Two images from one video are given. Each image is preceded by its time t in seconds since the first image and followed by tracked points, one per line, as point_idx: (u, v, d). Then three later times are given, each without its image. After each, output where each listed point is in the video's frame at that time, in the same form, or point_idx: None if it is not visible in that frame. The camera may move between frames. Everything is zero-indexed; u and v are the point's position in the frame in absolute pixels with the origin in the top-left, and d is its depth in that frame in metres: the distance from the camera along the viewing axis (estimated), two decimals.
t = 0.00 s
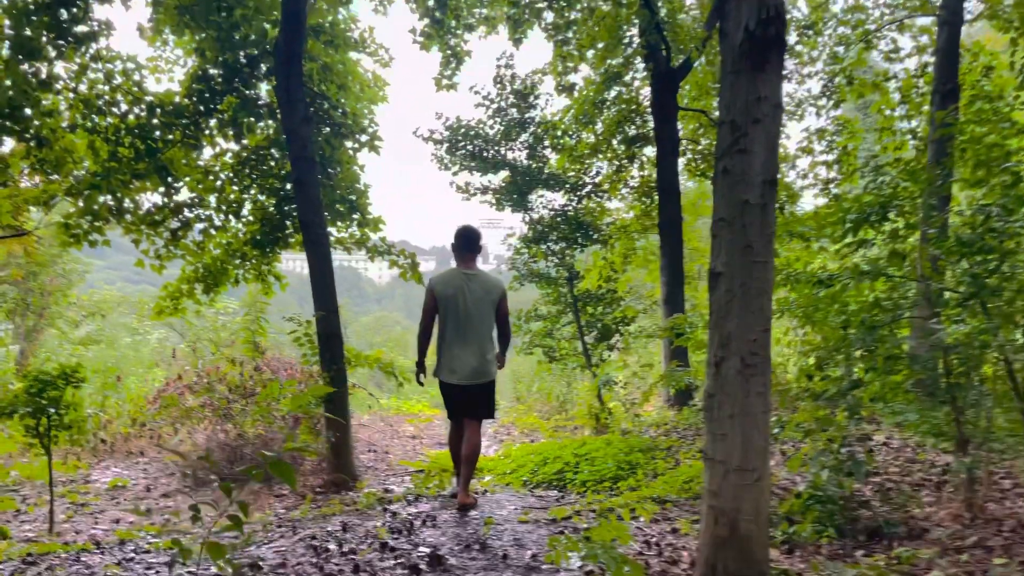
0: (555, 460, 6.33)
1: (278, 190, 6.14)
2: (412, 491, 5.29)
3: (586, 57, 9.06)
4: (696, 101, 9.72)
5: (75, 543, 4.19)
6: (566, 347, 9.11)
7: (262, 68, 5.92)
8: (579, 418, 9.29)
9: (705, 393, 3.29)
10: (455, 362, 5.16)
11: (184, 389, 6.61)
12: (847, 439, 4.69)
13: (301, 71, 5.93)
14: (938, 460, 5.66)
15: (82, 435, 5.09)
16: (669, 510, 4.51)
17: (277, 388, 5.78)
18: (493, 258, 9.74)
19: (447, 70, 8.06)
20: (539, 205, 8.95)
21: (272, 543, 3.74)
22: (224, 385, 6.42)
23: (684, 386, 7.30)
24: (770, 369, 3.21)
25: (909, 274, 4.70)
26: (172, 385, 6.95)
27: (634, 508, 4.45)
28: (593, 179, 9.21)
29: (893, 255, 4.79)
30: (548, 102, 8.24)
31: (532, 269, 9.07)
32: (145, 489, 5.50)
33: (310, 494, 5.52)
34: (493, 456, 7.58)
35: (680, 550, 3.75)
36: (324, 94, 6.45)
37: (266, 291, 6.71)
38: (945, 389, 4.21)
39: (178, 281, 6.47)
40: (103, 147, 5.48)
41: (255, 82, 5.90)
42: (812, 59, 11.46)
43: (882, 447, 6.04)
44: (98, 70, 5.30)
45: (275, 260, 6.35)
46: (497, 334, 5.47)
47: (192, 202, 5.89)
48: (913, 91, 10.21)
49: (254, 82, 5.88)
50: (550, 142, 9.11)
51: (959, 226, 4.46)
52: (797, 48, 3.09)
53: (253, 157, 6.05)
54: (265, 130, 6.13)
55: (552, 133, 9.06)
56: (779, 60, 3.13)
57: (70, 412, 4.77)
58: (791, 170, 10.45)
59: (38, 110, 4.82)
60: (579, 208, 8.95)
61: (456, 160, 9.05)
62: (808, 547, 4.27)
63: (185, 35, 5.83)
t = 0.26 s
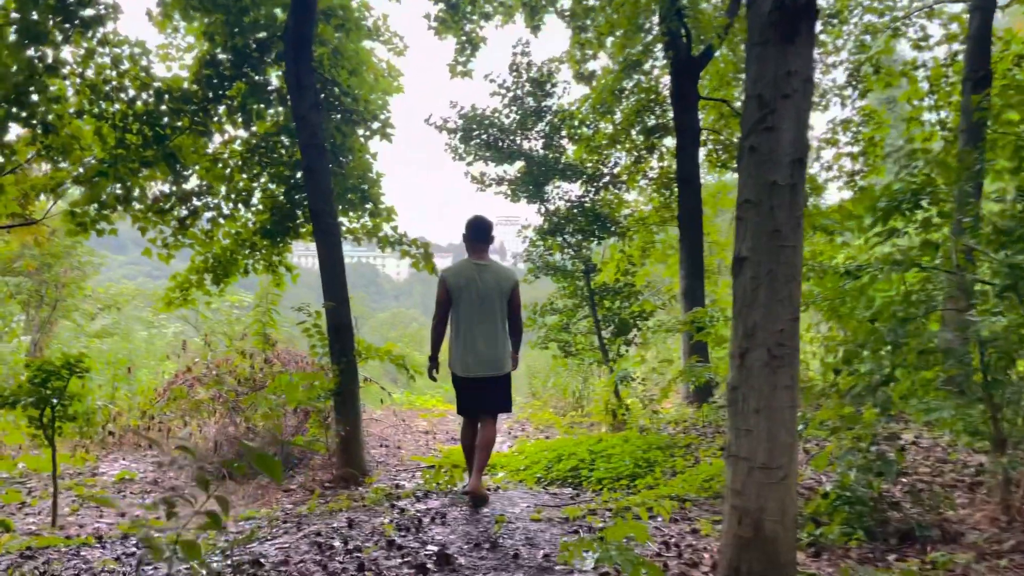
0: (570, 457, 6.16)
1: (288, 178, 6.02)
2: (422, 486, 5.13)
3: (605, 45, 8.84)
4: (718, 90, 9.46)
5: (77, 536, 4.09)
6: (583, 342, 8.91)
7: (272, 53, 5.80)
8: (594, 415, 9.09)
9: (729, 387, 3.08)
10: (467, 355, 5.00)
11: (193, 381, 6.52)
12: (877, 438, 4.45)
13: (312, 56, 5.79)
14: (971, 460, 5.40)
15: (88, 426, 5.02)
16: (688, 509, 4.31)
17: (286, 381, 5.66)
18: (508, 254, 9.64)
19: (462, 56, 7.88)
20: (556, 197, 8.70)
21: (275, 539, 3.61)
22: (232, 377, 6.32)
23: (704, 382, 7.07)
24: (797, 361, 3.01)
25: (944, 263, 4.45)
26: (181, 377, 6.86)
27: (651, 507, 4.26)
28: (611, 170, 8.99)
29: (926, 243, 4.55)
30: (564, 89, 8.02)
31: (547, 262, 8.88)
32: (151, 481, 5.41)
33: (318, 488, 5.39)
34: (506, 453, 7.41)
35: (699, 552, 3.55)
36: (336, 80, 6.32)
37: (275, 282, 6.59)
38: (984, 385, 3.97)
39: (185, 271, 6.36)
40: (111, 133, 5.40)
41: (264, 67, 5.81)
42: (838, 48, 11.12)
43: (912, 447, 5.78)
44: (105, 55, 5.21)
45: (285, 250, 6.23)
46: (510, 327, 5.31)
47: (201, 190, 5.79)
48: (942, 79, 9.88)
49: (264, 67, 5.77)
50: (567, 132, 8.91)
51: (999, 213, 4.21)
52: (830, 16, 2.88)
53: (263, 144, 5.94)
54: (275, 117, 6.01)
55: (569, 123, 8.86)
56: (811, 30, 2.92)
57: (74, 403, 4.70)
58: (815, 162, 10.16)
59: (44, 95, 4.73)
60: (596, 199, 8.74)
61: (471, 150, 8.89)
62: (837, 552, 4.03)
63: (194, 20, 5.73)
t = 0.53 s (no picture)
0: (582, 454, 6.00)
1: (295, 167, 5.91)
2: (429, 483, 4.99)
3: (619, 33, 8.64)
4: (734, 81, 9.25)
5: (76, 531, 4.00)
6: (595, 337, 8.74)
7: (279, 39, 5.68)
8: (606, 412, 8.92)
9: (751, 380, 2.90)
10: (478, 347, 4.86)
11: (198, 374, 6.42)
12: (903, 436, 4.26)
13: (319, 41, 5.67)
14: (1000, 461, 5.19)
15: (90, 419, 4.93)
16: (705, 509, 4.13)
17: (291, 375, 5.55)
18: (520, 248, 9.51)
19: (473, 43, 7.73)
20: (568, 189, 8.56)
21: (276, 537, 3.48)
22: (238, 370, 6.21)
23: (719, 378, 6.88)
24: (825, 353, 2.82)
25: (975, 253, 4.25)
26: (187, 370, 6.77)
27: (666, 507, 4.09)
28: (624, 161, 8.80)
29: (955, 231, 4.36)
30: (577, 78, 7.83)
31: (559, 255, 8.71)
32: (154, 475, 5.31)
33: (323, 484, 5.27)
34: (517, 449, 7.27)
35: (717, 554, 3.38)
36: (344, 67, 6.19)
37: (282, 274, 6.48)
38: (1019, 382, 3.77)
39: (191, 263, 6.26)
40: (115, 121, 5.30)
41: (270, 53, 5.72)
42: (857, 38, 10.86)
43: (937, 447, 5.57)
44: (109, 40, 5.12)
45: (291, 240, 6.11)
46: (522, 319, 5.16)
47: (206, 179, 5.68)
48: (966, 69, 9.60)
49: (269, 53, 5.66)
50: (580, 123, 8.74)
51: None
52: None
53: (269, 132, 5.82)
54: (282, 105, 5.89)
55: (582, 113, 8.68)
56: None
57: (75, 395, 4.62)
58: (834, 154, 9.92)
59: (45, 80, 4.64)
60: (609, 191, 8.57)
61: (481, 141, 8.74)
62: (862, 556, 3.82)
63: (199, 5, 5.62)
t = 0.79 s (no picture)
0: (590, 453, 5.83)
1: (295, 156, 5.75)
2: (432, 483, 4.83)
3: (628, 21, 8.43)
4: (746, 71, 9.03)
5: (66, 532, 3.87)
6: (603, 333, 8.56)
7: (278, 24, 5.51)
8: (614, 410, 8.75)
9: (772, 378, 2.71)
10: (489, 347, 4.69)
11: (197, 369, 6.29)
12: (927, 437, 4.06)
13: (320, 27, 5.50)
14: None
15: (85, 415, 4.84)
16: (718, 512, 3.95)
17: (291, 370, 5.40)
18: (526, 243, 9.33)
19: (479, 31, 7.54)
20: (576, 181, 8.36)
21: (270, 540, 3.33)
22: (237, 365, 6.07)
23: (731, 375, 6.69)
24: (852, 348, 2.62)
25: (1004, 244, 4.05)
26: (185, 365, 6.64)
27: (679, 509, 3.91)
28: (634, 153, 8.60)
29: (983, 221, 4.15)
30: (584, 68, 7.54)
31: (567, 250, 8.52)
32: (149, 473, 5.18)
33: (323, 483, 5.12)
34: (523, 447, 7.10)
35: (733, 561, 3.20)
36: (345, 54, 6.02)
37: (282, 267, 6.33)
38: None
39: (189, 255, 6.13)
40: (111, 109, 5.17)
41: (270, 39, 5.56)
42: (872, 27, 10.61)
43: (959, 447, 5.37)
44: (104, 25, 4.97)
45: (292, 232, 5.96)
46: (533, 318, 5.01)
47: (203, 169, 5.53)
48: (985, 59, 9.34)
49: (269, 39, 5.49)
50: (589, 114, 8.54)
51: None
52: None
53: (269, 120, 5.67)
54: (282, 92, 5.73)
55: (591, 104, 8.48)
56: None
57: (68, 391, 4.49)
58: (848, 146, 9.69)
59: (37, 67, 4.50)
60: (618, 183, 8.37)
61: (487, 132, 8.56)
62: (886, 562, 3.63)
63: None
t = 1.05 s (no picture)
0: (594, 450, 5.66)
1: (289, 146, 5.57)
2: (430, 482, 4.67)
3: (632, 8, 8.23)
4: (753, 59, 8.82)
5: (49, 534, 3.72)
6: (607, 328, 8.39)
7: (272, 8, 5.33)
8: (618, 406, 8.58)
9: (790, 372, 2.54)
10: (499, 346, 4.54)
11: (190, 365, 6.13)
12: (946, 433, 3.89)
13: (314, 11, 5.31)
14: None
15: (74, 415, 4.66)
16: (728, 512, 3.79)
17: (285, 366, 5.24)
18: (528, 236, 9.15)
19: (479, 17, 7.35)
20: (579, 172, 8.19)
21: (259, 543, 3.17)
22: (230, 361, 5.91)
23: (738, 371, 6.52)
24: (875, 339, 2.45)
25: None
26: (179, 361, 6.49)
27: (687, 510, 3.75)
28: (638, 143, 8.42)
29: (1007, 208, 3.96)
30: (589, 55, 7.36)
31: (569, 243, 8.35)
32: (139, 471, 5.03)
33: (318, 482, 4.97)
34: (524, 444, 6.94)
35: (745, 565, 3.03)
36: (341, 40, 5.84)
37: (277, 259, 6.17)
38: None
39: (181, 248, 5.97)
40: (98, 96, 5.00)
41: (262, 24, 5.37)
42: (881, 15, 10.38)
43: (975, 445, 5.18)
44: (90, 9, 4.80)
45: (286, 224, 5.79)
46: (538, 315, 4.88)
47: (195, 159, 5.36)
48: (997, 47, 9.12)
49: (262, 24, 5.30)
50: (592, 104, 8.35)
51: None
52: None
53: (263, 108, 5.50)
54: (276, 79, 5.55)
55: (594, 93, 8.29)
56: None
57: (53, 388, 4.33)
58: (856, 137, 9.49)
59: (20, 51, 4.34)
60: (622, 174, 8.19)
61: (488, 123, 8.39)
62: (907, 567, 3.44)
63: None
